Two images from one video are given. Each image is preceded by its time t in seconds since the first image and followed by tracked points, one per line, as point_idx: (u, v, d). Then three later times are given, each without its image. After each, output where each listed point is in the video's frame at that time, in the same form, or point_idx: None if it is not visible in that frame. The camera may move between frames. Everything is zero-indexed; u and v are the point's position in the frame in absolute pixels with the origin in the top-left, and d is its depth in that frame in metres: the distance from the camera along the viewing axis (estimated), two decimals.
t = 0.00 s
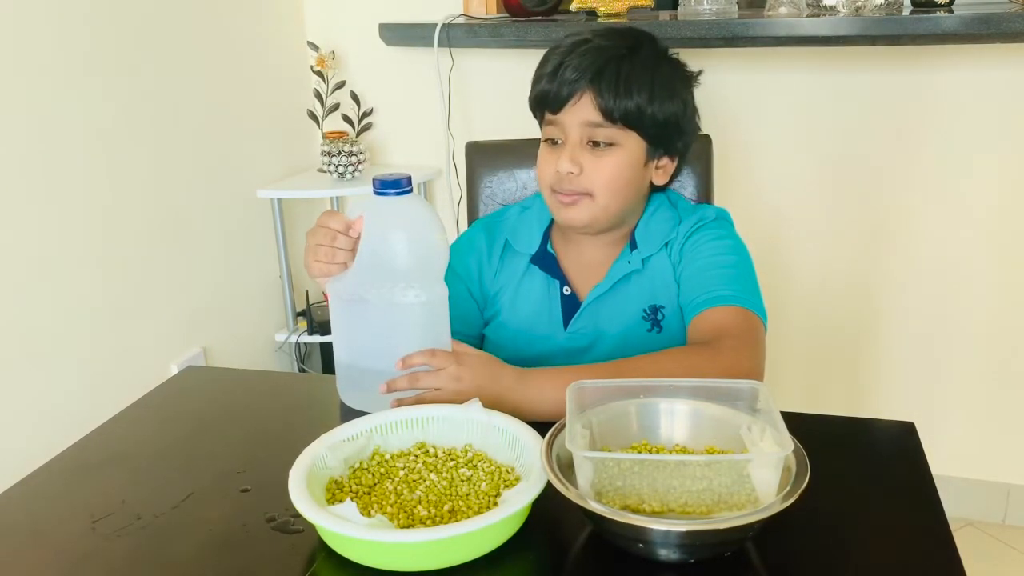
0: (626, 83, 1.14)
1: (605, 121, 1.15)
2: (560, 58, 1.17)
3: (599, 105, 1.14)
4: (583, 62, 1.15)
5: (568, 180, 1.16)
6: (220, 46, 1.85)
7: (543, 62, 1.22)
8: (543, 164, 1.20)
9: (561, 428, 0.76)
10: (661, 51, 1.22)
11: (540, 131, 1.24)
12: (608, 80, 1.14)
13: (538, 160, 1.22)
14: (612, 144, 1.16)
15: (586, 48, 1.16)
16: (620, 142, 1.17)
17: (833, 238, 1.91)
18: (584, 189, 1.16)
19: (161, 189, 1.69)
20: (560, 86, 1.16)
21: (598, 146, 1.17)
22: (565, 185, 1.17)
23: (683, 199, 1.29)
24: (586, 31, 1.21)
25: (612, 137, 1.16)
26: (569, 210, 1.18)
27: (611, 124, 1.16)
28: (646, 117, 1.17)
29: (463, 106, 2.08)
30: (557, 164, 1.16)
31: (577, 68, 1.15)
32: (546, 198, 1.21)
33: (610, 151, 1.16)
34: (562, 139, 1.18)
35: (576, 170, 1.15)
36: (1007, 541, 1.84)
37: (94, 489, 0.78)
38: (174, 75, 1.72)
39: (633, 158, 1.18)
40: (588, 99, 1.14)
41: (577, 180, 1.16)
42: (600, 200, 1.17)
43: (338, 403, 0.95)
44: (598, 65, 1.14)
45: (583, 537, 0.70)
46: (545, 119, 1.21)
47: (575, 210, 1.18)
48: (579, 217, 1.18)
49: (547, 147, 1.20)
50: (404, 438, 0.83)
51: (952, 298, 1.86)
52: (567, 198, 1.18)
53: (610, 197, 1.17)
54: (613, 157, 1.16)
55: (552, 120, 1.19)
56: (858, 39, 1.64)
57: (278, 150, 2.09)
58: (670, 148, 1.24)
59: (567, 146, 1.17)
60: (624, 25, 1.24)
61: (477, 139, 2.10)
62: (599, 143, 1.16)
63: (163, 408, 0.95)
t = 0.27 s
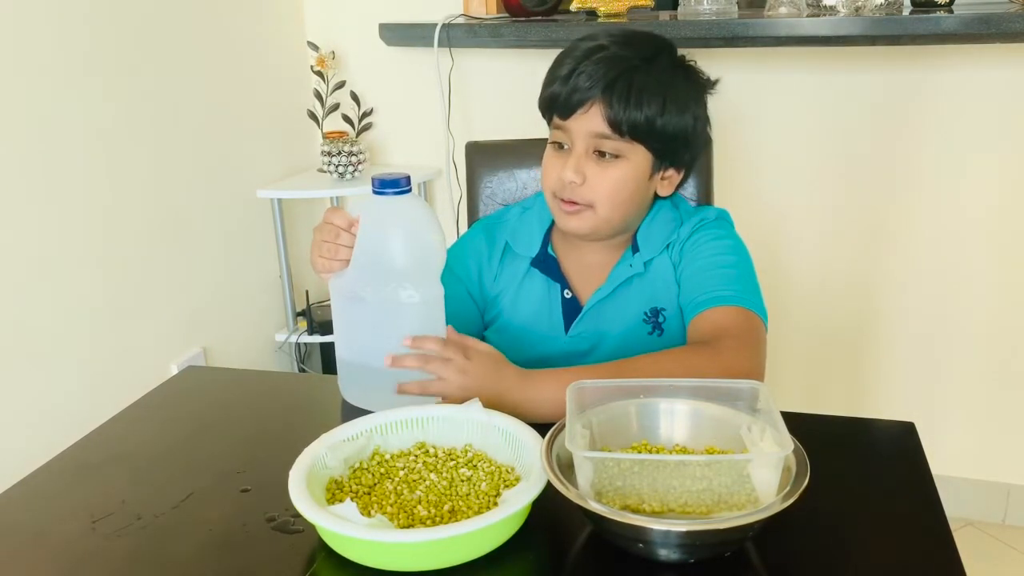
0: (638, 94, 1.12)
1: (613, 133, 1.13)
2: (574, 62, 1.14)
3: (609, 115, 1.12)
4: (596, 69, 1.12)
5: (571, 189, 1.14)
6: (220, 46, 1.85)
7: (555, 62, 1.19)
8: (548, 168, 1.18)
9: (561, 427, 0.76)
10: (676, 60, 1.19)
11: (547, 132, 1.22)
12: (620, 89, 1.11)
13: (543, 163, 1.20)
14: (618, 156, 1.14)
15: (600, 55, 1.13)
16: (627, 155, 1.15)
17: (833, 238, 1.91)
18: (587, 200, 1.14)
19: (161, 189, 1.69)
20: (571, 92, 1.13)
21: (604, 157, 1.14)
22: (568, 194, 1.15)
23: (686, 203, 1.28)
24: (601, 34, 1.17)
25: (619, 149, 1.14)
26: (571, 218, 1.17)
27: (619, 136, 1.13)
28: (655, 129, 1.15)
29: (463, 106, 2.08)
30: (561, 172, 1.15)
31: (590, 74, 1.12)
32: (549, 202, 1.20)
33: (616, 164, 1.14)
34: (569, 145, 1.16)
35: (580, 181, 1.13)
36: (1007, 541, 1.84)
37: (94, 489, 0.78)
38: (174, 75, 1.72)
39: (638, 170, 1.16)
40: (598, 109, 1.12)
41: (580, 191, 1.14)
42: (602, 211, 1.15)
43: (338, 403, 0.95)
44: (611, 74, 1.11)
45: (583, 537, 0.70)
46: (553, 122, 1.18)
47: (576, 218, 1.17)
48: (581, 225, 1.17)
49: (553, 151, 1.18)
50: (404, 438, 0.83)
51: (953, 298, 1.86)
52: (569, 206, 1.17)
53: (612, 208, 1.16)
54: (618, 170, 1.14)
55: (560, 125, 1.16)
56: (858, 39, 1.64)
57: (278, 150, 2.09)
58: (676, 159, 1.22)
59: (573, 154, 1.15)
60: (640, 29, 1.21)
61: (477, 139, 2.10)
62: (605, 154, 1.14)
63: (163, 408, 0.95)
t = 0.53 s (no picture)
0: (644, 111, 1.09)
1: (617, 149, 1.10)
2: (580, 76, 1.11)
3: (614, 131, 1.09)
4: (602, 84, 1.09)
5: (573, 203, 1.12)
6: (220, 46, 1.85)
7: (561, 74, 1.17)
8: (551, 179, 1.16)
9: (561, 427, 0.76)
10: (684, 75, 1.16)
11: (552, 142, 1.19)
12: (626, 105, 1.08)
13: (546, 172, 1.18)
14: (622, 171, 1.12)
15: (606, 69, 1.11)
16: (631, 170, 1.12)
17: (833, 239, 1.91)
18: (589, 214, 1.13)
19: (161, 189, 1.69)
20: (575, 106, 1.10)
21: (607, 171, 1.12)
22: (570, 207, 1.13)
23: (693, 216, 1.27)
24: (609, 47, 1.14)
25: (623, 164, 1.11)
26: (573, 230, 1.15)
27: (622, 151, 1.10)
28: (661, 145, 1.12)
29: (463, 106, 2.08)
30: (564, 184, 1.13)
31: (596, 89, 1.09)
32: (551, 212, 1.18)
33: (620, 179, 1.12)
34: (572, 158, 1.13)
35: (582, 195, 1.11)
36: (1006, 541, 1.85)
37: (93, 490, 0.78)
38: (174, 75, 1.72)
39: (642, 185, 1.13)
40: (603, 124, 1.09)
41: (581, 205, 1.12)
42: (603, 226, 1.14)
43: (338, 403, 0.95)
44: (617, 89, 1.09)
45: (583, 536, 0.70)
46: (558, 134, 1.15)
47: (578, 231, 1.15)
48: (582, 238, 1.15)
49: (557, 161, 1.16)
50: (404, 437, 0.83)
51: (953, 298, 1.86)
52: (570, 219, 1.15)
53: (614, 223, 1.14)
54: (621, 185, 1.12)
55: (564, 137, 1.14)
56: (857, 39, 1.64)
57: (278, 150, 2.09)
58: (681, 174, 1.19)
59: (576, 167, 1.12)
60: (650, 42, 1.18)
61: (477, 139, 2.10)
62: (609, 168, 1.12)
63: (163, 408, 0.95)
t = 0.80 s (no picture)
0: (652, 135, 1.01)
1: (621, 175, 1.03)
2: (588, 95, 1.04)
3: (619, 156, 1.01)
4: (608, 105, 1.02)
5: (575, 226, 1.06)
6: (220, 46, 1.85)
7: (571, 90, 1.10)
8: (556, 195, 1.09)
9: (561, 428, 0.76)
10: (702, 91, 1.07)
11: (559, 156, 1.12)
12: (633, 129, 1.01)
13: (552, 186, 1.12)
14: (628, 196, 1.05)
15: (616, 89, 1.03)
16: (637, 195, 1.05)
17: (833, 239, 1.91)
18: (592, 239, 1.07)
19: (161, 189, 1.69)
20: (580, 127, 1.04)
21: (613, 195, 1.05)
22: (572, 230, 1.07)
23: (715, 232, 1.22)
24: (620, 62, 1.07)
25: (629, 189, 1.04)
26: (578, 252, 1.10)
27: (627, 177, 1.03)
28: (671, 171, 1.04)
29: (463, 106, 2.08)
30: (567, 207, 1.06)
31: (602, 111, 1.02)
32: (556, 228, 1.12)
33: (625, 204, 1.05)
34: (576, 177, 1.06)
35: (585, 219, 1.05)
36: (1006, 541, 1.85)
37: (94, 490, 0.78)
38: (174, 75, 1.72)
39: (649, 208, 1.07)
40: (608, 148, 1.02)
41: (585, 230, 1.06)
42: (608, 250, 1.08)
43: (339, 404, 0.95)
44: (625, 112, 1.01)
45: (583, 537, 0.70)
46: (564, 151, 1.08)
47: (582, 253, 1.10)
48: (587, 258, 1.10)
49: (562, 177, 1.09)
50: (404, 438, 0.83)
51: (953, 298, 1.86)
52: (574, 240, 1.09)
53: (619, 247, 1.08)
54: (626, 210, 1.05)
55: (569, 156, 1.06)
56: (857, 39, 1.64)
57: (279, 150, 2.09)
58: (694, 198, 1.11)
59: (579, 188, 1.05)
60: (666, 54, 1.10)
61: (477, 139, 2.10)
62: (615, 192, 1.04)
63: (163, 408, 0.95)
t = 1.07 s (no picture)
0: (665, 167, 0.95)
1: (631, 208, 0.99)
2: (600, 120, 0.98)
3: (629, 188, 0.97)
4: (621, 134, 0.96)
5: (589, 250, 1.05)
6: (220, 46, 1.85)
7: (586, 107, 1.03)
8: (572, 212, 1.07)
9: (561, 428, 0.76)
10: (724, 112, 0.99)
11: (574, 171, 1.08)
12: (645, 162, 0.95)
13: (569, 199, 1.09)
14: (639, 225, 1.01)
15: (630, 115, 0.97)
16: (649, 223, 1.01)
17: (833, 239, 1.91)
18: (604, 260, 1.06)
19: (161, 189, 1.69)
20: (592, 155, 0.99)
21: (624, 222, 1.01)
22: (584, 252, 1.06)
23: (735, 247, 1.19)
24: (638, 80, 1.00)
25: (640, 220, 1.01)
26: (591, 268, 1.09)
27: (637, 210, 0.99)
28: (685, 202, 0.99)
29: (463, 106, 2.08)
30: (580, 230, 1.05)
31: (615, 139, 0.97)
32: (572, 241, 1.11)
33: (636, 233, 1.02)
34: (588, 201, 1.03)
35: (597, 244, 1.04)
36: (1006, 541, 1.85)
37: (94, 490, 0.78)
38: (174, 75, 1.72)
39: (664, 233, 1.03)
40: (617, 180, 0.97)
41: (597, 252, 1.05)
42: (620, 271, 1.07)
43: (340, 403, 0.95)
44: (637, 142, 0.95)
45: (584, 537, 0.70)
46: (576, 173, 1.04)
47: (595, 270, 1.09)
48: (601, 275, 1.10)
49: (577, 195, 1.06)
50: (404, 438, 0.83)
51: (953, 298, 1.86)
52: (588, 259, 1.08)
53: (631, 268, 1.06)
54: (637, 238, 1.02)
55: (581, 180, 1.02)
56: (858, 39, 1.64)
57: (279, 150, 2.09)
58: (711, 222, 1.06)
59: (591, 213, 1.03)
60: (688, 68, 1.01)
61: (477, 139, 2.10)
62: (625, 220, 1.01)
63: (163, 408, 0.95)
